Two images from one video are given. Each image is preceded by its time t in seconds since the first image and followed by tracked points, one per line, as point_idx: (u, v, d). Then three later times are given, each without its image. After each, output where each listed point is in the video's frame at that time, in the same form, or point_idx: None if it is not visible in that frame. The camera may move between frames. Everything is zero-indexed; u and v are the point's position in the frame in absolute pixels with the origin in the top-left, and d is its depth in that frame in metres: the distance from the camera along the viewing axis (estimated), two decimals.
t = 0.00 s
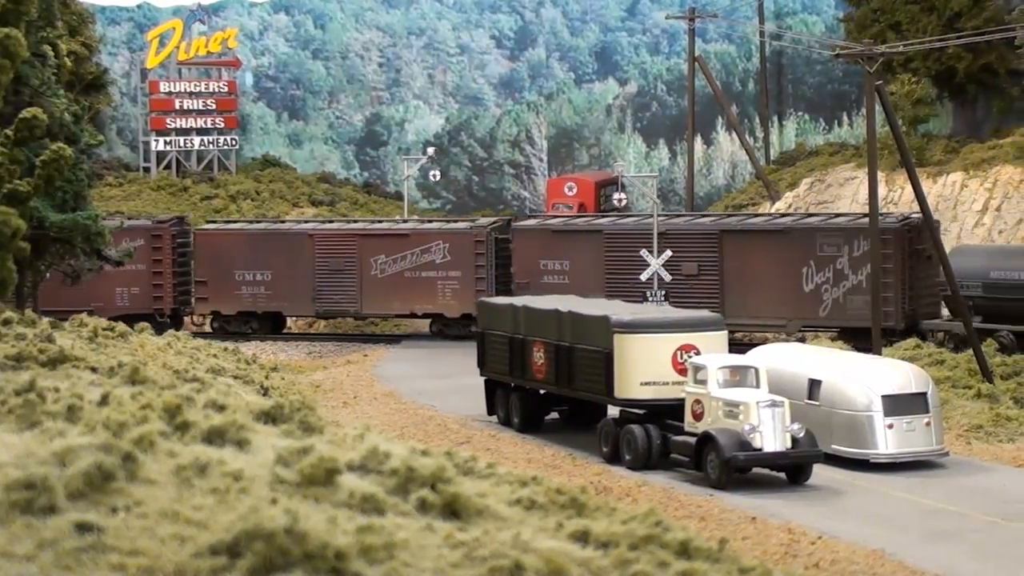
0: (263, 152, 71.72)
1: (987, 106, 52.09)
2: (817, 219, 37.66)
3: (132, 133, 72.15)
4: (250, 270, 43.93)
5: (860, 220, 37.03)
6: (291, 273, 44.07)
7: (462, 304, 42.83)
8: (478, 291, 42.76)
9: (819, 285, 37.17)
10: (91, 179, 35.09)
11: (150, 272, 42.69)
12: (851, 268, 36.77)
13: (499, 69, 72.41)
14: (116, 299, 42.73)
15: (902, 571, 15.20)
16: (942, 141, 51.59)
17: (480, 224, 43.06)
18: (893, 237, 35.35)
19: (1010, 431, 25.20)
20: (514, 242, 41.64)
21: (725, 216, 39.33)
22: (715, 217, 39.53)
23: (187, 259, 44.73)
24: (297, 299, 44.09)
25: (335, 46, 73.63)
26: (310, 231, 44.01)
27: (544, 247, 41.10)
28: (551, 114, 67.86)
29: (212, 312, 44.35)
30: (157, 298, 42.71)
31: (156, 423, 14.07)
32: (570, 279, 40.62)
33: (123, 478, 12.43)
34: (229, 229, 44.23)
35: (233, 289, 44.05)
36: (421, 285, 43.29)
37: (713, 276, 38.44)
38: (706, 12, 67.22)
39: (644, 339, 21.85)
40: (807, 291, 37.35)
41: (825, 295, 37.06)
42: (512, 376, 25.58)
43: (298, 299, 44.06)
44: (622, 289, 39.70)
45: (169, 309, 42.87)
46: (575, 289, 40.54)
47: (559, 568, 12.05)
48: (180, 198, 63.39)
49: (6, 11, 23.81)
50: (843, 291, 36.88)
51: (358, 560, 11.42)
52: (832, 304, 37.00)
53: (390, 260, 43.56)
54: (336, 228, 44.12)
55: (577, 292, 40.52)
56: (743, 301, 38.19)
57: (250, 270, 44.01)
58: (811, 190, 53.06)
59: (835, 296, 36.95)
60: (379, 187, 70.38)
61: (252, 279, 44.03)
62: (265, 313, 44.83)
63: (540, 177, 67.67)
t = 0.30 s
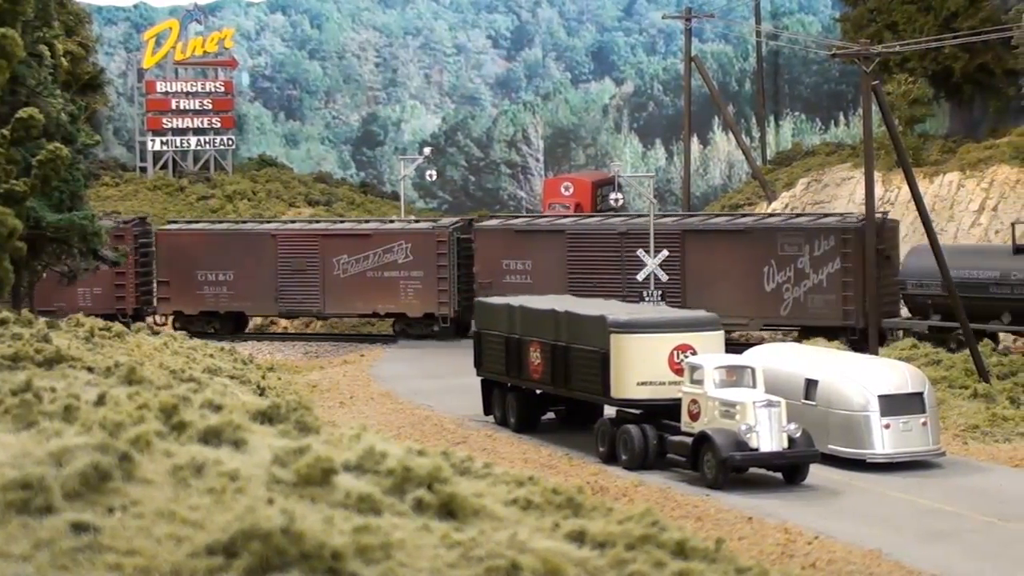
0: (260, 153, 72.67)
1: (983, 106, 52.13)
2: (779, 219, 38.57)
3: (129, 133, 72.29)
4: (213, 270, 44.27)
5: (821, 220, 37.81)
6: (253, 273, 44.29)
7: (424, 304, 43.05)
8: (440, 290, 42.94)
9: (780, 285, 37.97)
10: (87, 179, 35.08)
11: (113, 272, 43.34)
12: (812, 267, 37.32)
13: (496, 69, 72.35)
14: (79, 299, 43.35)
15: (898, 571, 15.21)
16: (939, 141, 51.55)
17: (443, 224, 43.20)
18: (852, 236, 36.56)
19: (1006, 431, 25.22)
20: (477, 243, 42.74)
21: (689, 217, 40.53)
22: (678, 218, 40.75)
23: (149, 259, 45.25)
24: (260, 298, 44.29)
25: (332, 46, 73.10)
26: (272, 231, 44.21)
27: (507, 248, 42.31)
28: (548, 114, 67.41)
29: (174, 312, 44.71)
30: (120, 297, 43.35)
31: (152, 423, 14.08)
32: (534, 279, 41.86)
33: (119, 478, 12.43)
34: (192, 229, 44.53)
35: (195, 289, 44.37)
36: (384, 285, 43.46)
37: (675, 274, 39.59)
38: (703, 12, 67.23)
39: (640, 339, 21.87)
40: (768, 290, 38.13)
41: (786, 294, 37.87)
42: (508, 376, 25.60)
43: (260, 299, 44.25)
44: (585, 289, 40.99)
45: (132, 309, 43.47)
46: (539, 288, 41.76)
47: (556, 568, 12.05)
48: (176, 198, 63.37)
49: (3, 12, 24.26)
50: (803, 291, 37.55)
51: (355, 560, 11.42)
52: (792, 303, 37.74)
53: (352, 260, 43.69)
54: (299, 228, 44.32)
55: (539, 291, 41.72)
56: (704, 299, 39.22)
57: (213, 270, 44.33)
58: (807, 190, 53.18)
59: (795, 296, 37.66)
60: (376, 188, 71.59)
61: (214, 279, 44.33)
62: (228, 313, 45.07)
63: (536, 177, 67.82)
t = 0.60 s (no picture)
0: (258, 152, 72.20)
1: (980, 106, 52.26)
2: (747, 220, 39.27)
3: (127, 133, 72.23)
4: (183, 270, 44.17)
5: (789, 220, 38.42)
6: (224, 273, 44.27)
7: (394, 304, 43.01)
8: (411, 290, 42.92)
9: (749, 284, 38.62)
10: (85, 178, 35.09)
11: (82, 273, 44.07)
12: (781, 267, 38.04)
13: (493, 69, 72.48)
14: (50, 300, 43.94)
15: (896, 572, 15.23)
16: (936, 141, 51.56)
17: (413, 224, 43.22)
18: (821, 237, 37.36)
19: (1004, 431, 25.25)
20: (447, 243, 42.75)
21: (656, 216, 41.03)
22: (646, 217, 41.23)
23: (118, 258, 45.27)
24: (230, 298, 44.25)
25: (330, 46, 73.38)
26: (243, 231, 44.18)
27: (476, 248, 42.44)
28: (545, 114, 67.62)
29: (144, 313, 44.59)
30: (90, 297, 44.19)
31: (150, 424, 14.09)
32: (504, 279, 42.05)
33: (117, 478, 12.44)
34: (162, 229, 44.45)
35: (166, 289, 44.25)
36: (354, 285, 43.43)
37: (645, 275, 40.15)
38: (700, 12, 67.27)
39: (638, 339, 21.88)
40: (738, 290, 38.77)
41: (756, 294, 38.49)
42: (506, 376, 25.61)
43: (231, 299, 44.22)
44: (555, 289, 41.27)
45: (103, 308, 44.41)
46: (509, 288, 42.00)
47: (554, 568, 12.05)
48: (174, 198, 63.35)
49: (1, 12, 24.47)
50: (772, 290, 38.23)
51: (352, 560, 11.42)
52: (761, 302, 38.39)
53: (323, 260, 43.70)
54: (269, 229, 44.25)
55: (510, 291, 41.97)
56: (674, 299, 39.66)
57: (183, 270, 44.22)
58: (805, 190, 53.24)
59: (764, 295, 38.32)
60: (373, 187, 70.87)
61: (184, 279, 44.22)
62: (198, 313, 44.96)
63: (534, 178, 67.55)
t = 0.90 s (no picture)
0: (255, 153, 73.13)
1: (978, 106, 52.32)
2: (709, 220, 39.80)
3: (124, 133, 72.27)
4: (146, 270, 44.21)
5: (751, 220, 38.91)
6: (188, 274, 44.24)
7: (356, 304, 42.66)
8: (372, 290, 42.57)
9: (711, 283, 39.10)
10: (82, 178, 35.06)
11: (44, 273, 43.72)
12: (742, 267, 38.53)
13: (491, 69, 72.56)
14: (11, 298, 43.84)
15: (894, 571, 15.24)
16: (934, 141, 51.65)
17: (376, 224, 42.97)
18: (782, 237, 37.80)
19: (1001, 431, 25.28)
20: (410, 243, 43.22)
21: (618, 217, 41.73)
22: (607, 218, 41.90)
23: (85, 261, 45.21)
24: (193, 298, 44.19)
25: (327, 46, 73.43)
26: (206, 232, 44.13)
27: (440, 248, 42.98)
28: (543, 114, 67.74)
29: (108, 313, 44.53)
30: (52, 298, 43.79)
31: (147, 423, 14.10)
32: (467, 278, 42.65)
33: (114, 478, 12.45)
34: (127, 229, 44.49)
35: (129, 290, 44.26)
36: (317, 285, 43.26)
37: (607, 274, 40.76)
38: (698, 12, 67.26)
39: (636, 339, 21.89)
40: (700, 289, 39.27)
41: (717, 293, 38.94)
42: (504, 376, 25.61)
43: (195, 299, 44.16)
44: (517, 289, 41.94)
45: (64, 309, 43.86)
46: (472, 288, 42.63)
47: (552, 568, 12.05)
48: (171, 198, 63.36)
49: None
50: (733, 289, 38.67)
51: (350, 560, 11.43)
52: (723, 302, 38.81)
53: (286, 260, 43.56)
54: (233, 229, 44.18)
55: (472, 291, 42.59)
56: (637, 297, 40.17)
57: (146, 271, 44.25)
58: (802, 190, 53.27)
59: (726, 295, 38.75)
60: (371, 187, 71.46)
61: (148, 279, 44.23)
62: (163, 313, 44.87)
63: (531, 177, 67.71)
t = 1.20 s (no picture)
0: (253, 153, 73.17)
1: (977, 106, 52.33)
2: (678, 220, 40.31)
3: (123, 133, 72.28)
4: (116, 270, 44.18)
5: (721, 220, 39.50)
6: (159, 274, 44.31)
7: (327, 304, 42.89)
8: (344, 290, 42.81)
9: (681, 283, 39.68)
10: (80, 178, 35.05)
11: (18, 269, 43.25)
12: (711, 267, 39.17)
13: (489, 70, 72.40)
14: None
15: (892, 572, 15.24)
16: (932, 141, 51.69)
17: (347, 224, 43.20)
18: (751, 237, 38.47)
19: (1000, 431, 25.30)
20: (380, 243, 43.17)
21: (589, 217, 41.96)
22: (578, 218, 42.06)
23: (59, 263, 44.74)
24: (162, 298, 44.24)
25: (325, 46, 73.48)
26: (176, 232, 44.22)
27: (411, 248, 42.89)
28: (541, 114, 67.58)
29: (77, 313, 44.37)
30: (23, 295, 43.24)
31: (146, 423, 14.10)
32: (437, 278, 42.57)
33: (112, 478, 12.45)
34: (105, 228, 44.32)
35: (99, 289, 44.20)
36: (287, 285, 43.43)
37: (577, 274, 40.92)
38: (696, 12, 67.29)
39: (634, 339, 21.89)
40: (670, 288, 39.79)
41: (687, 292, 39.54)
42: (502, 376, 25.62)
43: (165, 300, 44.21)
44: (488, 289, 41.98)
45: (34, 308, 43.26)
46: (442, 288, 42.57)
47: (549, 569, 12.06)
48: (169, 198, 63.37)
49: None
50: (702, 289, 39.28)
51: (348, 561, 11.43)
52: (692, 301, 39.44)
53: (256, 260, 43.73)
54: (202, 228, 44.32)
55: (442, 291, 42.56)
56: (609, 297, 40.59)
57: (116, 271, 44.23)
58: (800, 190, 53.31)
59: (696, 294, 39.36)
60: (369, 187, 71.54)
61: (118, 280, 44.22)
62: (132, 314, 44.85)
63: (529, 177, 67.94)
